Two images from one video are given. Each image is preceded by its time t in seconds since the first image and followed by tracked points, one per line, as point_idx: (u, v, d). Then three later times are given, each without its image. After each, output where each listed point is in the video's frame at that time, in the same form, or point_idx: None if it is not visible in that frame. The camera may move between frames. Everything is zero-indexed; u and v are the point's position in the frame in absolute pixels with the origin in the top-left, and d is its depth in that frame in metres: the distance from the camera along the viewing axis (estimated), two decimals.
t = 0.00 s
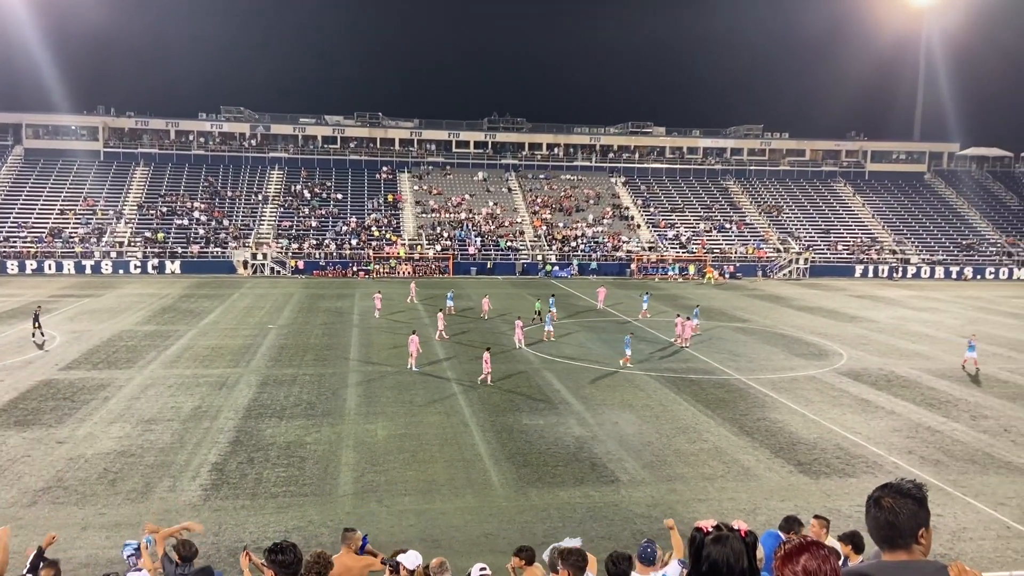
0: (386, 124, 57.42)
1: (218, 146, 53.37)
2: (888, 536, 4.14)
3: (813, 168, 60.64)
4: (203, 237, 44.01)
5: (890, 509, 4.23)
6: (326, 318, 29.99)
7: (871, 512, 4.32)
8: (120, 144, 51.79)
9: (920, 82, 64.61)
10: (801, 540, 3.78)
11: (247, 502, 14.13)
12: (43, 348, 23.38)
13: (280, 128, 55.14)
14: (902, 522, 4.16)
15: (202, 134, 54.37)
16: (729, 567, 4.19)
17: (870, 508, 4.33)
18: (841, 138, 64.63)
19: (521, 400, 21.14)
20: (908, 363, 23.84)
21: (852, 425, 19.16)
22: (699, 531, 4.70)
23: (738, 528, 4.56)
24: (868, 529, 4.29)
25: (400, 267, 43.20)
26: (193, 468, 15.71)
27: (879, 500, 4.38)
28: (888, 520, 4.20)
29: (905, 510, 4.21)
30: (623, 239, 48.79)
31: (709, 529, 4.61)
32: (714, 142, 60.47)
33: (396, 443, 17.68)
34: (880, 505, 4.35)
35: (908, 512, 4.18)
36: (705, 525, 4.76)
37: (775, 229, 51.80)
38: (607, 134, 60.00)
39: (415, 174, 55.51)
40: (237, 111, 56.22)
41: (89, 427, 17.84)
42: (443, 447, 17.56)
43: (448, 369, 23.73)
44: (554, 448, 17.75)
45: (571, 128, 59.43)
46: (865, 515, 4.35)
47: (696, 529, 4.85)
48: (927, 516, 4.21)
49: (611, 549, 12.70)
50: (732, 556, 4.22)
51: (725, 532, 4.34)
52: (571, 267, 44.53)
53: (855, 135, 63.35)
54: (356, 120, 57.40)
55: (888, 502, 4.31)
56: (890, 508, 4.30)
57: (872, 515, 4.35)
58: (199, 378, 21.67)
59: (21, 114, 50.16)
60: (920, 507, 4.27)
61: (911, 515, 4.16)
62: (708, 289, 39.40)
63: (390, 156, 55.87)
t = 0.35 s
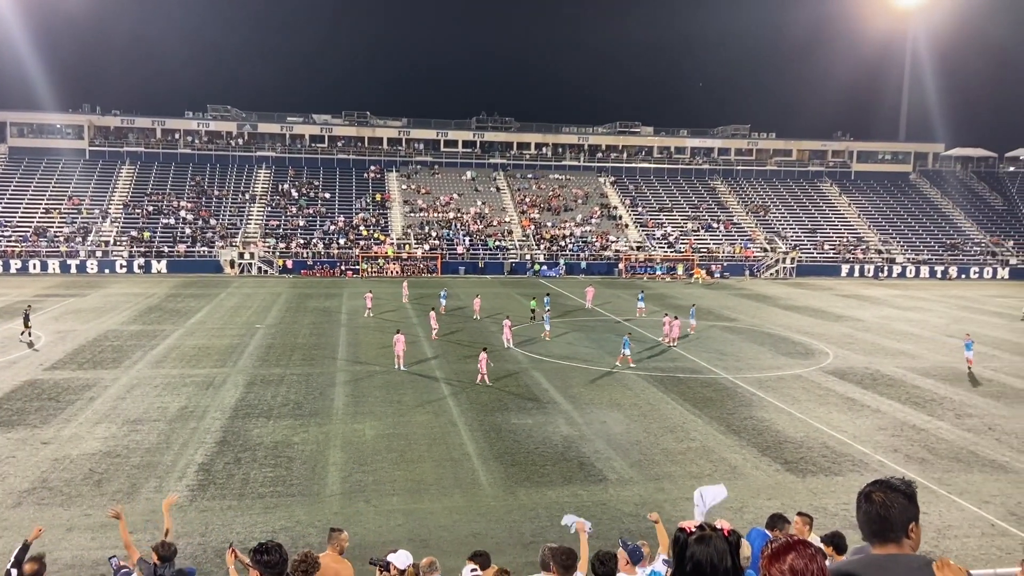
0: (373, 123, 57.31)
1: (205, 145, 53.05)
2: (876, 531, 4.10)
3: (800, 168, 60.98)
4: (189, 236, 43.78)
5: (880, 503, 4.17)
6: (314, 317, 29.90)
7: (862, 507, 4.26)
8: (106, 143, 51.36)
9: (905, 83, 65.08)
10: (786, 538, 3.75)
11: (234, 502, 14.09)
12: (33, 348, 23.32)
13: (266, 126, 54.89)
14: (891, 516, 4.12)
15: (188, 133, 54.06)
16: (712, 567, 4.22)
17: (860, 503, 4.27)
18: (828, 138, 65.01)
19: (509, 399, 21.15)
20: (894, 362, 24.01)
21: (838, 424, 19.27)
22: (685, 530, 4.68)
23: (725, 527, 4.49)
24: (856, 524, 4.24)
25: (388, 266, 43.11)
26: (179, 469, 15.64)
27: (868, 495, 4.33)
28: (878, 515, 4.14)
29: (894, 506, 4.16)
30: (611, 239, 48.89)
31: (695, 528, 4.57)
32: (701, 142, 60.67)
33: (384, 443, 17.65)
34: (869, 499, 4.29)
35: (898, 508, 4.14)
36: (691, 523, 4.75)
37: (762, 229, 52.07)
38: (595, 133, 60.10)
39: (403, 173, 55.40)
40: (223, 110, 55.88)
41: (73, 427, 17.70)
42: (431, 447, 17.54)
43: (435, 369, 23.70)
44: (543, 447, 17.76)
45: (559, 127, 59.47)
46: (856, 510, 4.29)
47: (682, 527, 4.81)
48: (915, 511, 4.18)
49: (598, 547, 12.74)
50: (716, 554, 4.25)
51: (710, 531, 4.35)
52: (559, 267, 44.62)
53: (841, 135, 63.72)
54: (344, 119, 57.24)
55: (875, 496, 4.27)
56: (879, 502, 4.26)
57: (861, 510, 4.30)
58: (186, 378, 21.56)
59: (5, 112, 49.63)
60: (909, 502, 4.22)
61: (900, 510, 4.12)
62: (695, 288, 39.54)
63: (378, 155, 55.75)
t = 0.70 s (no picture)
0: (362, 122, 57.22)
1: (191, 144, 52.73)
2: (855, 525, 4.12)
3: (787, 168, 61.30)
4: (176, 235, 43.54)
5: (859, 498, 4.19)
6: (302, 317, 29.81)
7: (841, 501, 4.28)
8: (91, 142, 50.98)
9: (890, 83, 65.52)
10: (770, 537, 3.73)
11: (221, 503, 14.03)
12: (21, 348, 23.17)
13: (254, 125, 54.68)
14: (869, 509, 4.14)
15: (175, 132, 53.75)
16: (697, 562, 4.23)
17: (839, 497, 4.29)
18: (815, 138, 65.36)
19: (498, 398, 21.16)
20: (881, 361, 24.17)
21: (825, 422, 19.38)
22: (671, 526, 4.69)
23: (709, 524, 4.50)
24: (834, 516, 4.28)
25: (377, 266, 43.04)
26: (166, 470, 15.55)
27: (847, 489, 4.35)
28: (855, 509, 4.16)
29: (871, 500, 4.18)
30: (600, 238, 49.00)
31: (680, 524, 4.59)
32: (689, 141, 60.87)
33: (372, 443, 17.62)
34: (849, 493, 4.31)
35: (875, 502, 4.16)
36: (676, 519, 4.77)
37: (750, 228, 52.28)
38: (584, 133, 60.20)
39: (392, 172, 55.29)
40: (210, 108, 55.61)
41: (58, 428, 17.58)
42: (420, 446, 17.52)
43: (423, 368, 23.69)
44: (531, 446, 17.77)
45: (547, 126, 59.53)
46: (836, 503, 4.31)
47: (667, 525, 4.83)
48: (892, 504, 4.20)
49: (586, 546, 12.75)
50: (700, 549, 4.26)
51: (694, 528, 4.37)
52: (547, 266, 44.68)
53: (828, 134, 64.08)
54: (332, 118, 57.08)
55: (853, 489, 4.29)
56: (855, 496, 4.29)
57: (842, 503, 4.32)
58: (173, 378, 21.44)
59: None
60: (889, 497, 4.22)
61: (879, 504, 4.14)
62: (684, 287, 39.67)
63: (366, 155, 55.61)
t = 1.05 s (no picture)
0: (351, 121, 57.14)
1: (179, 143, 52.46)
2: (852, 524, 3.87)
3: (776, 167, 61.55)
4: (165, 235, 43.33)
5: (854, 494, 3.91)
6: (291, 317, 29.71)
7: (833, 497, 3.98)
8: (78, 141, 50.64)
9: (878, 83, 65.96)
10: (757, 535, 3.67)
11: (210, 504, 13.98)
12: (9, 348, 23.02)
13: (243, 124, 54.52)
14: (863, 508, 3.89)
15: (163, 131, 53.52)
16: (681, 556, 4.25)
17: (831, 492, 3.99)
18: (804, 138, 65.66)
19: (488, 398, 21.14)
20: (869, 359, 24.30)
21: (814, 421, 19.45)
22: (657, 519, 4.69)
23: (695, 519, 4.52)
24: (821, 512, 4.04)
25: (367, 265, 42.99)
26: (154, 470, 15.47)
27: (836, 483, 4.07)
28: (849, 507, 3.90)
29: (865, 496, 3.94)
30: (590, 237, 49.09)
31: (665, 518, 4.58)
32: (678, 141, 61.08)
33: (362, 443, 17.57)
34: (839, 486, 4.03)
35: (869, 499, 3.92)
36: (664, 513, 4.77)
37: (739, 228, 52.43)
38: (574, 133, 60.32)
39: (381, 172, 55.18)
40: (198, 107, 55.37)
41: (45, 429, 17.46)
42: (410, 446, 17.49)
43: (413, 368, 23.69)
44: (522, 446, 17.76)
45: (537, 126, 59.62)
46: (827, 499, 4.01)
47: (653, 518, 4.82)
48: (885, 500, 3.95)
49: (576, 545, 12.76)
50: (685, 543, 4.27)
51: (679, 523, 4.38)
52: (537, 266, 44.72)
53: (817, 134, 64.43)
54: (322, 117, 56.95)
55: (843, 482, 4.03)
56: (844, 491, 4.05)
57: (830, 498, 4.05)
58: (162, 379, 21.33)
59: None
60: (876, 488, 4.03)
61: (873, 503, 3.90)
62: (674, 286, 39.80)
63: (356, 154, 55.49)
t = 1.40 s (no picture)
0: (342, 121, 57.10)
1: (169, 142, 52.24)
2: (853, 520, 3.81)
3: (766, 167, 61.81)
4: (154, 234, 43.13)
5: (849, 488, 3.86)
6: (282, 316, 29.64)
7: (830, 492, 3.90)
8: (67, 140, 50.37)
9: (867, 83, 66.28)
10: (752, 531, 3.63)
11: (200, 504, 13.94)
12: None
13: (233, 123, 54.39)
14: (859, 502, 3.85)
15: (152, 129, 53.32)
16: (658, 548, 4.27)
17: (826, 487, 3.90)
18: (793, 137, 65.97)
19: (480, 397, 21.13)
20: (859, 358, 24.42)
21: (804, 419, 19.52)
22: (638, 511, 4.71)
23: (676, 511, 4.53)
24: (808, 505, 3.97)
25: (357, 265, 42.97)
26: (144, 471, 15.41)
27: (826, 477, 4.00)
28: (847, 502, 3.83)
29: (858, 490, 3.91)
30: (581, 237, 49.22)
31: (647, 509, 4.59)
32: (669, 141, 61.30)
33: (353, 443, 17.54)
34: (831, 481, 3.97)
35: (863, 493, 3.89)
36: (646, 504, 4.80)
37: (729, 227, 52.59)
38: (564, 132, 60.46)
39: (372, 171, 55.11)
40: (188, 106, 55.20)
41: (32, 429, 17.35)
42: (401, 446, 17.47)
43: (404, 367, 23.70)
44: (513, 445, 17.77)
45: (528, 125, 59.73)
46: (824, 495, 3.91)
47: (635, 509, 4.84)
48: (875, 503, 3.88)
49: (567, 544, 12.77)
50: (663, 536, 4.30)
51: (660, 514, 4.39)
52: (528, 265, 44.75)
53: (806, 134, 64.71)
54: (312, 116, 56.87)
55: (832, 477, 3.97)
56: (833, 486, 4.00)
57: (822, 493, 3.98)
58: (151, 379, 21.25)
59: None
60: (860, 482, 4.04)
61: (867, 497, 3.88)
62: (665, 286, 39.90)
63: (346, 153, 55.40)
